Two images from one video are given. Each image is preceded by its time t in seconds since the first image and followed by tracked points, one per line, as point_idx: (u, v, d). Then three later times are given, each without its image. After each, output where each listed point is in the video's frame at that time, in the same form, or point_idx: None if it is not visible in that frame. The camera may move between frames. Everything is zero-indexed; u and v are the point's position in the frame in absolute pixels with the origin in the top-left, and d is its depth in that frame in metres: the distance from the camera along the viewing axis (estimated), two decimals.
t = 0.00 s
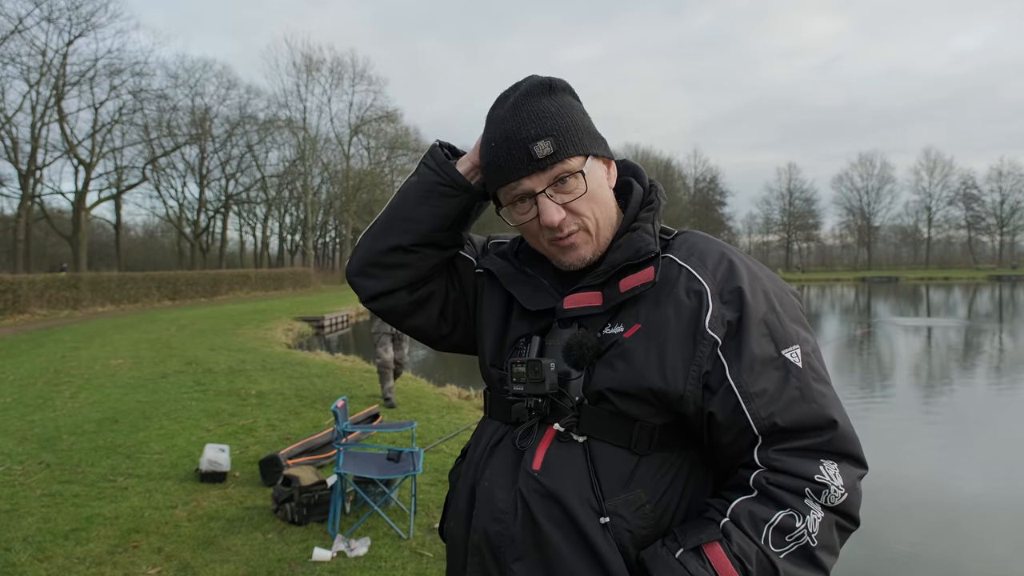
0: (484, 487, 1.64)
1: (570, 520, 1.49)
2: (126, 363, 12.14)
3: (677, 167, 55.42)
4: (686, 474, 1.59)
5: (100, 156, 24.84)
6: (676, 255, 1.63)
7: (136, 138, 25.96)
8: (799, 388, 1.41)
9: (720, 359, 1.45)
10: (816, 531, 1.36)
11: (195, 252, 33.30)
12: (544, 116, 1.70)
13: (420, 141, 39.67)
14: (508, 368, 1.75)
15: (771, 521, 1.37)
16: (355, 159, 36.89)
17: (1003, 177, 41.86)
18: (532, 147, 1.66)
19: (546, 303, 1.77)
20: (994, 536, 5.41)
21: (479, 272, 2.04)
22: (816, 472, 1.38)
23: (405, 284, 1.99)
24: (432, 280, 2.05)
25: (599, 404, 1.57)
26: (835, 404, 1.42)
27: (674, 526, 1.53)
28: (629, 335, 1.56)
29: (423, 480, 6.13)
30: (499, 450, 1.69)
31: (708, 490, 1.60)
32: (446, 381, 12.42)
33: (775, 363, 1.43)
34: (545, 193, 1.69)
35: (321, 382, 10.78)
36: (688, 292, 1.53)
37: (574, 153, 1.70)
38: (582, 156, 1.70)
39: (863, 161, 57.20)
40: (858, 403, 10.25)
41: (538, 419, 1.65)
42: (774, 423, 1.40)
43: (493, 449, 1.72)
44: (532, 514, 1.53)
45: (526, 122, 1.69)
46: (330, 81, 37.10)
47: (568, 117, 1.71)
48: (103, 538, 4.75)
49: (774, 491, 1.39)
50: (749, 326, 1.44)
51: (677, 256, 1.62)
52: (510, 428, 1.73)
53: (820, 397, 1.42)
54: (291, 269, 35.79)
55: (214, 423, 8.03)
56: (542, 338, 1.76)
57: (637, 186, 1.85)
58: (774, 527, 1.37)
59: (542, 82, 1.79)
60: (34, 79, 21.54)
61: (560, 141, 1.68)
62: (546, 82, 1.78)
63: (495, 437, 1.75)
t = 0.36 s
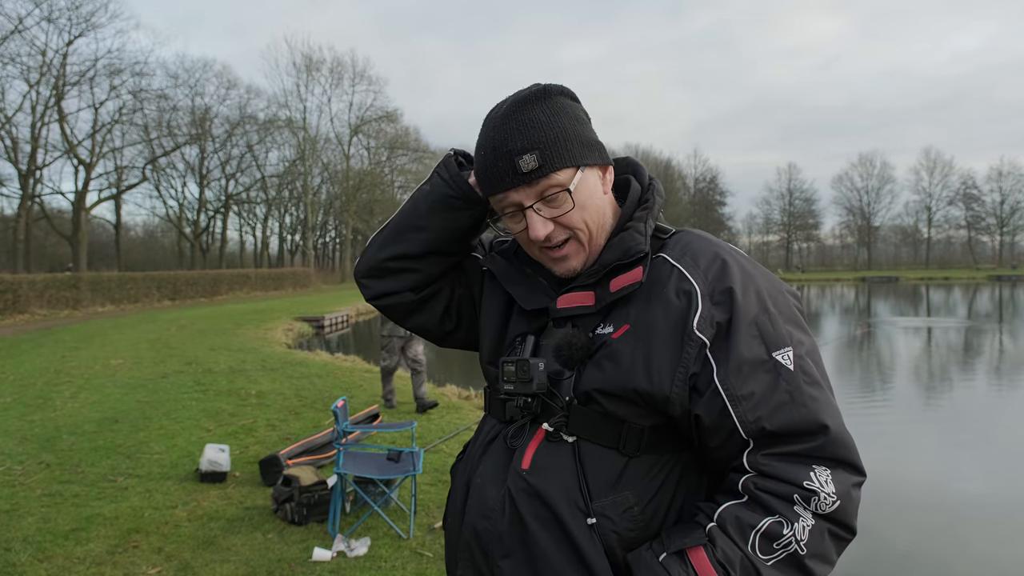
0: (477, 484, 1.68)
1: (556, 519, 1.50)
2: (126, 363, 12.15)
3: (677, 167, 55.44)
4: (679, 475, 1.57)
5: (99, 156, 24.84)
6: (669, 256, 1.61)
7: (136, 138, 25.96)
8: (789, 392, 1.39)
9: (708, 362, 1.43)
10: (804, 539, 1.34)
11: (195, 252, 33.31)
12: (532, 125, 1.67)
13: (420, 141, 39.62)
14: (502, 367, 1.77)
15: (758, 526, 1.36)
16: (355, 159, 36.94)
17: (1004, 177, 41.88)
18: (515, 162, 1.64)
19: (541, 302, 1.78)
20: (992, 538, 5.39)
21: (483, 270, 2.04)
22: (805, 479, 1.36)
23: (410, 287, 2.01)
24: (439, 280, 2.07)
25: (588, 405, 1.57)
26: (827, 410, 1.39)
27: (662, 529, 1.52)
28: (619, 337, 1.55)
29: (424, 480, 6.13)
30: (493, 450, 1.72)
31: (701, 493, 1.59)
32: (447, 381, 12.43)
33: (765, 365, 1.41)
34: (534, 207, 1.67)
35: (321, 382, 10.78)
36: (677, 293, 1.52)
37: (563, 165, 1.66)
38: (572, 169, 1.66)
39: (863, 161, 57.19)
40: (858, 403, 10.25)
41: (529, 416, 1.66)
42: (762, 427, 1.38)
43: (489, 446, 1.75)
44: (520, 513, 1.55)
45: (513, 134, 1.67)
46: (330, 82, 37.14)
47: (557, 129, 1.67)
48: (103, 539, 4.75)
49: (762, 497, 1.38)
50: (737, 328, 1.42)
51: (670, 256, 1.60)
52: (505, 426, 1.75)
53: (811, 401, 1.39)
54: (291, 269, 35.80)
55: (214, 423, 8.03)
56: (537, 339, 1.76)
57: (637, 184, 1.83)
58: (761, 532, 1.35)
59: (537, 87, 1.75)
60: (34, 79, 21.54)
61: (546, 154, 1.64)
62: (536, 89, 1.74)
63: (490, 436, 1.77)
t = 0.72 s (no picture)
0: (473, 484, 1.70)
1: (545, 521, 1.51)
2: (126, 363, 12.14)
3: (677, 167, 55.42)
4: (672, 481, 1.56)
5: (99, 156, 24.82)
6: (666, 258, 1.59)
7: (136, 138, 25.95)
8: (781, 401, 1.35)
9: (699, 369, 1.41)
10: (793, 553, 1.33)
11: (195, 252, 33.30)
12: (523, 133, 1.66)
13: (420, 141, 39.58)
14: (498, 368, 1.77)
15: (746, 538, 1.34)
16: (355, 159, 36.98)
17: (1004, 177, 41.89)
18: (505, 171, 1.65)
19: (539, 304, 1.78)
20: (993, 539, 5.39)
21: (484, 276, 2.03)
22: (795, 491, 1.34)
23: (409, 297, 2.03)
24: (437, 289, 2.07)
25: (580, 407, 1.57)
26: (822, 420, 1.36)
27: (653, 535, 1.51)
28: (611, 341, 1.55)
29: (424, 480, 6.14)
30: (490, 449, 1.73)
31: (695, 498, 1.57)
32: (446, 381, 12.43)
33: (758, 374, 1.38)
34: (525, 215, 1.67)
35: (321, 382, 10.79)
36: (670, 298, 1.50)
37: (552, 173, 1.64)
38: (561, 178, 1.63)
39: (863, 160, 57.23)
40: (858, 404, 10.26)
41: (524, 416, 1.67)
42: (752, 437, 1.36)
43: (487, 445, 1.77)
44: (511, 514, 1.56)
45: (502, 143, 1.68)
46: (331, 81, 37.17)
47: (551, 135, 1.65)
48: (103, 539, 4.75)
49: (752, 506, 1.36)
50: (731, 334, 1.39)
51: (666, 259, 1.58)
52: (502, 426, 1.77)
53: (805, 411, 1.35)
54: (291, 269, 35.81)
55: (214, 424, 8.03)
56: (535, 341, 1.76)
57: (639, 183, 1.81)
58: (750, 545, 1.34)
59: (534, 91, 1.73)
60: (34, 79, 21.53)
61: (534, 162, 1.63)
62: (532, 95, 1.72)
63: (489, 435, 1.80)
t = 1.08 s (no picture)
0: (469, 484, 1.71)
1: (537, 526, 1.50)
2: (126, 363, 12.15)
3: (678, 167, 55.42)
4: (666, 491, 1.52)
5: (100, 156, 24.82)
6: (663, 264, 1.56)
7: (136, 138, 25.96)
8: (773, 416, 1.32)
9: (690, 380, 1.38)
10: (781, 568, 1.29)
11: (195, 252, 33.29)
12: (514, 129, 1.67)
13: (420, 141, 39.55)
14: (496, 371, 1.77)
15: (733, 550, 1.31)
16: (355, 159, 37.03)
17: (1003, 177, 41.90)
18: (485, 166, 1.69)
19: (538, 307, 1.78)
20: (993, 538, 5.39)
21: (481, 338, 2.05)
22: (785, 507, 1.30)
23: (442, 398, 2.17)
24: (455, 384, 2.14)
25: (572, 413, 1.56)
26: (817, 437, 1.32)
27: (645, 542, 1.48)
28: (603, 348, 1.54)
29: (424, 480, 6.14)
30: (488, 450, 1.74)
31: (688, 507, 1.53)
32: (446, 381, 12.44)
33: (750, 387, 1.34)
34: (502, 215, 1.69)
35: (321, 382, 10.80)
36: (661, 307, 1.48)
37: (528, 177, 1.63)
38: (535, 182, 1.62)
39: (863, 160, 57.28)
40: (858, 404, 10.27)
41: (519, 419, 1.67)
42: (742, 451, 1.33)
43: (484, 445, 1.78)
44: (504, 517, 1.56)
45: (495, 137, 1.70)
46: (331, 82, 37.21)
47: (540, 132, 1.64)
48: (103, 539, 4.74)
49: (742, 518, 1.32)
50: (723, 346, 1.36)
51: (663, 265, 1.55)
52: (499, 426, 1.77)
53: (799, 426, 1.31)
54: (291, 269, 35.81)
55: (214, 423, 8.02)
56: (533, 344, 1.75)
57: (642, 185, 1.80)
58: (737, 556, 1.30)
59: (544, 86, 1.69)
60: (34, 79, 21.53)
61: (509, 164, 1.65)
62: (540, 89, 1.68)
63: (487, 435, 1.80)
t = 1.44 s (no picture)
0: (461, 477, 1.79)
1: (504, 520, 1.53)
2: (126, 363, 12.15)
3: (678, 167, 55.42)
4: (627, 497, 1.47)
5: (99, 156, 24.83)
6: (624, 265, 1.43)
7: (136, 138, 25.98)
8: (715, 427, 1.19)
9: (636, 387, 1.30)
10: None
11: (195, 252, 33.29)
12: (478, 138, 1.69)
13: (421, 141, 39.55)
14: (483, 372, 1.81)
15: (675, 563, 1.22)
16: (355, 159, 37.07)
17: (1003, 177, 41.93)
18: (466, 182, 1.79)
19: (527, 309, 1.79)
20: (993, 537, 5.40)
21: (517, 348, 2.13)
22: (723, 523, 1.18)
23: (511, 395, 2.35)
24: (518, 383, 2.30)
25: (537, 413, 1.54)
26: (762, 452, 1.16)
27: (607, 544, 1.45)
28: (561, 352, 1.48)
29: (423, 480, 6.14)
30: (477, 444, 1.78)
31: (650, 513, 1.44)
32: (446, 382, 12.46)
33: (693, 397, 1.21)
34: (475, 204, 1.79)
35: (321, 382, 10.80)
36: (613, 310, 1.39)
37: (479, 177, 1.67)
38: (481, 183, 1.66)
39: (863, 160, 57.26)
40: (858, 403, 10.26)
41: (497, 417, 1.69)
42: (682, 464, 1.23)
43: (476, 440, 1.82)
44: (478, 511, 1.60)
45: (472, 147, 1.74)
46: (331, 82, 37.24)
47: (488, 144, 1.62)
48: (103, 539, 4.75)
49: (687, 529, 1.23)
50: (666, 355, 1.24)
51: (625, 267, 1.42)
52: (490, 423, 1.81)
53: (743, 441, 1.16)
54: (291, 268, 35.82)
55: (213, 423, 8.02)
56: (517, 344, 1.75)
57: (622, 180, 1.60)
58: (678, 569, 1.21)
59: (513, 91, 1.62)
60: (34, 79, 21.54)
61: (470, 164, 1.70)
62: (505, 94, 1.60)
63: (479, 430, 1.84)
